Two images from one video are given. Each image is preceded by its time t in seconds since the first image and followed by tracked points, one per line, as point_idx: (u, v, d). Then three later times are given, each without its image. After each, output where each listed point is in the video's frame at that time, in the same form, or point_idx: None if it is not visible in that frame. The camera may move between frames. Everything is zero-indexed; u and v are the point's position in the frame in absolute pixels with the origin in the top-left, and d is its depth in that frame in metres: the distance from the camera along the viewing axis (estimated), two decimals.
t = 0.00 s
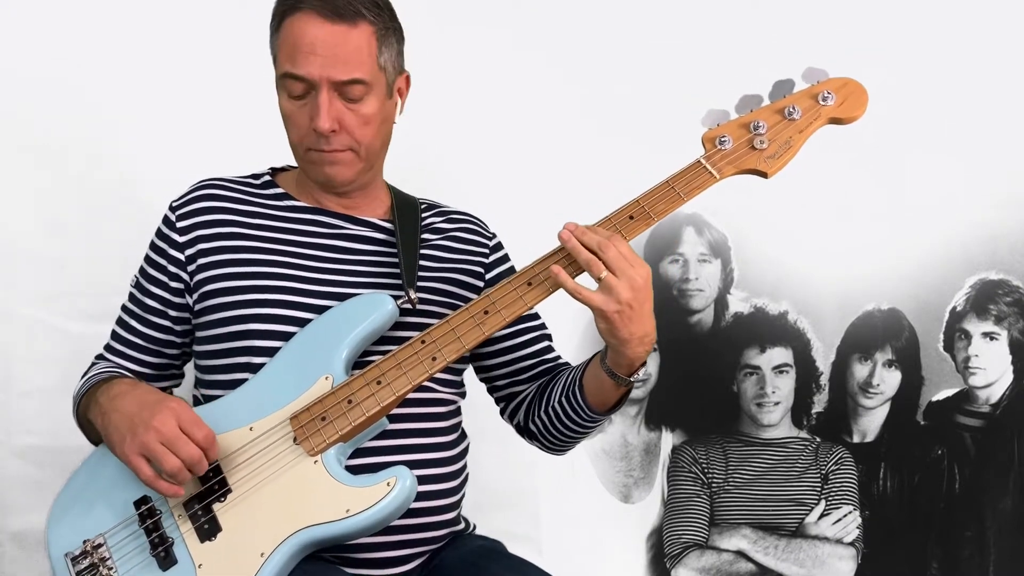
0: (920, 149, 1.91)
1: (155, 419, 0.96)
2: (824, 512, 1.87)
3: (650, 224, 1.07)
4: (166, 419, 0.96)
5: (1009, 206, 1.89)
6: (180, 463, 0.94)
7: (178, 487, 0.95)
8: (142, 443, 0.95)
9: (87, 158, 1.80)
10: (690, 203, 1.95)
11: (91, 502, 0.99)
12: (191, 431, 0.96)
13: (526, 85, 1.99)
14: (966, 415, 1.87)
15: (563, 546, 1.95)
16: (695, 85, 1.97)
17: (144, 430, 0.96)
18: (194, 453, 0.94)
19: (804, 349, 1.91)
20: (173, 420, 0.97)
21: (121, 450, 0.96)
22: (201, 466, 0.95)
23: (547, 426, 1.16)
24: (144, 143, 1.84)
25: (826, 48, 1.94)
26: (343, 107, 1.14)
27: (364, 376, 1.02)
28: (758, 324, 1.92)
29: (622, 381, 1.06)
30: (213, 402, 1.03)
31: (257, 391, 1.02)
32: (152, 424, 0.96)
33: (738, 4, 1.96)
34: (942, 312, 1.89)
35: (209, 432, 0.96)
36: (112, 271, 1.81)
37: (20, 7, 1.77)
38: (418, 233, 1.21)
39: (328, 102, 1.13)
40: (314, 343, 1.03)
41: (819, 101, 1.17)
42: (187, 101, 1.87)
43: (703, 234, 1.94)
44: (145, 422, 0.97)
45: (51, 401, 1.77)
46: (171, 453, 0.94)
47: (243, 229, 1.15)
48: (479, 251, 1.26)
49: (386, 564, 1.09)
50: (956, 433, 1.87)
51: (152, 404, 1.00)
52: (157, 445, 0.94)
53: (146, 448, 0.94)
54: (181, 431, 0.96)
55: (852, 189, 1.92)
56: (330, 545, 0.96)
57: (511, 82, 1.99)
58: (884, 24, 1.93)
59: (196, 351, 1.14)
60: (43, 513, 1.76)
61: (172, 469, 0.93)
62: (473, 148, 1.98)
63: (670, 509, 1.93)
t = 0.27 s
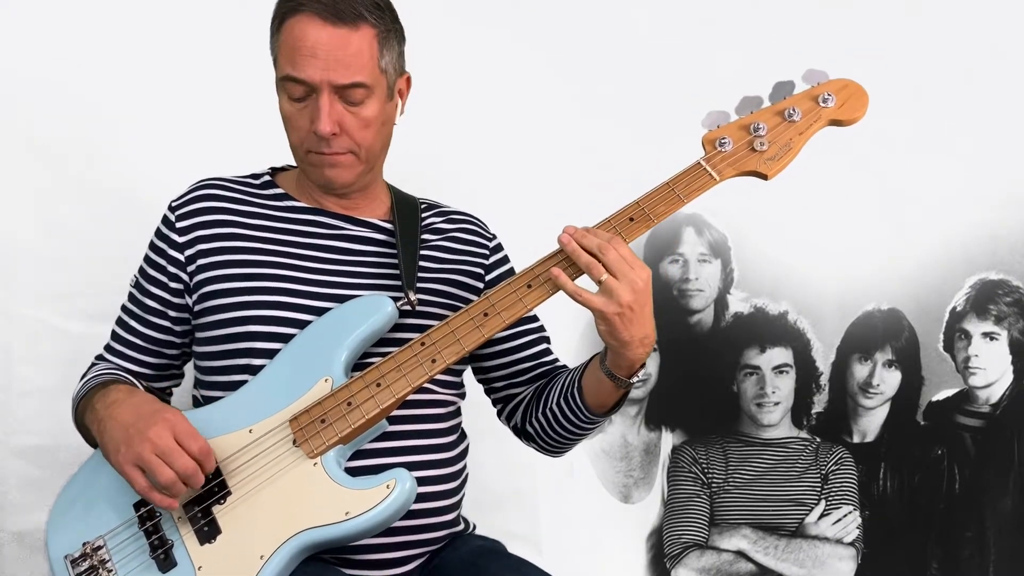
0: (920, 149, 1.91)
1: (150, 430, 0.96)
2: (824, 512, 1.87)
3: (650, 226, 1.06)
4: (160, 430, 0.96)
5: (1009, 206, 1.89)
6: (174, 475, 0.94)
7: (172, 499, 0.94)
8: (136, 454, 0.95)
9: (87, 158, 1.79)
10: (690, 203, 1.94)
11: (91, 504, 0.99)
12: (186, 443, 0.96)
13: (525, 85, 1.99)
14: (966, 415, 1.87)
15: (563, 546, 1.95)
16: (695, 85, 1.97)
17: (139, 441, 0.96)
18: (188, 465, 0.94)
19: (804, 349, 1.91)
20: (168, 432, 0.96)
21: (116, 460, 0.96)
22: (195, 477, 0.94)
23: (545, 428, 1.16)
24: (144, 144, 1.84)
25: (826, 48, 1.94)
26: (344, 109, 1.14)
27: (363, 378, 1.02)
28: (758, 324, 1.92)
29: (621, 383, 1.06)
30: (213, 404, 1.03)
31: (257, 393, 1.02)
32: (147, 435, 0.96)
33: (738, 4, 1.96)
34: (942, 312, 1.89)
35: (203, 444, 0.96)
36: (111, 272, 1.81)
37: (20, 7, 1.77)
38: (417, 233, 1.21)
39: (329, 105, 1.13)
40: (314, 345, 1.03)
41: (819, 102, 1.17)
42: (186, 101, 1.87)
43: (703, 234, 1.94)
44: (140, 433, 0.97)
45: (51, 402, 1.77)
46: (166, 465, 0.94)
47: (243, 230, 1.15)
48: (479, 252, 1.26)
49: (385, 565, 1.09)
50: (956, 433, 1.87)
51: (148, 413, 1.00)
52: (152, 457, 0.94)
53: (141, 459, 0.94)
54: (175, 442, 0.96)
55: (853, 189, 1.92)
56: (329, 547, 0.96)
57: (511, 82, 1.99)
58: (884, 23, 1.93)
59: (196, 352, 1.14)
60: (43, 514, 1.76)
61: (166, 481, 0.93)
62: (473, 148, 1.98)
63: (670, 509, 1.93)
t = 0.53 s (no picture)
0: (920, 150, 1.91)
1: (147, 437, 0.96)
2: (824, 512, 1.87)
3: (652, 228, 1.07)
4: (157, 438, 0.96)
5: (1008, 206, 1.89)
6: (171, 483, 0.93)
7: (168, 508, 0.94)
8: (134, 462, 0.95)
9: (87, 159, 1.79)
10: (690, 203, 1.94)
11: (91, 504, 0.99)
12: (184, 451, 0.95)
13: (525, 85, 1.99)
14: (966, 415, 1.87)
15: (563, 546, 1.95)
16: (695, 85, 1.97)
17: (137, 449, 0.96)
18: (186, 472, 0.94)
19: (804, 349, 1.91)
20: (165, 439, 0.96)
21: (115, 466, 0.96)
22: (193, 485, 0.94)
23: (544, 429, 1.16)
24: (144, 144, 1.84)
25: (826, 48, 1.94)
26: (349, 110, 1.14)
27: (364, 379, 1.02)
28: (758, 324, 1.92)
29: (622, 384, 1.06)
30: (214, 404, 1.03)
31: (257, 394, 1.02)
32: (145, 443, 0.95)
33: (738, 3, 1.96)
34: (942, 312, 1.89)
35: (201, 451, 0.96)
36: (111, 272, 1.81)
37: (20, 7, 1.77)
38: (418, 233, 1.21)
39: (333, 105, 1.13)
40: (315, 346, 1.03)
41: (822, 104, 1.17)
42: (186, 101, 1.87)
43: (703, 234, 1.94)
44: (137, 440, 0.96)
45: (51, 402, 1.77)
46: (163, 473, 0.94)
47: (244, 229, 1.14)
48: (480, 252, 1.26)
49: (385, 565, 1.09)
50: (956, 433, 1.87)
51: (146, 419, 0.99)
52: (149, 465, 0.93)
53: (138, 467, 0.94)
54: (173, 450, 0.96)
55: (853, 189, 1.92)
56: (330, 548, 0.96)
57: (511, 82, 1.99)
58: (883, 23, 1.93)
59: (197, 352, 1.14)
60: (43, 514, 1.76)
61: (163, 489, 0.93)
62: (473, 148, 1.98)
63: (670, 509, 1.92)
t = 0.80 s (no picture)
0: (920, 150, 1.91)
1: (150, 439, 0.96)
2: (824, 512, 1.87)
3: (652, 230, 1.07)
4: (160, 439, 0.96)
5: (1008, 206, 1.89)
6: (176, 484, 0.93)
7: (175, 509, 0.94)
8: (137, 464, 0.94)
9: (87, 159, 1.79)
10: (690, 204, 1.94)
11: (91, 505, 0.99)
12: (187, 452, 0.95)
13: (525, 85, 1.99)
14: (966, 415, 1.87)
15: (563, 546, 1.95)
16: (695, 85, 1.97)
17: (141, 452, 0.95)
18: (191, 473, 0.94)
19: (804, 349, 1.91)
20: (168, 441, 0.96)
21: (119, 471, 0.96)
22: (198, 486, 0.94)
23: (542, 431, 1.16)
24: (144, 144, 1.83)
25: (826, 49, 1.94)
26: (368, 105, 1.15)
27: (364, 381, 1.02)
28: (758, 324, 1.92)
29: (620, 386, 1.05)
30: (214, 405, 1.03)
31: (258, 395, 1.02)
32: (148, 446, 0.95)
33: (738, 3, 1.96)
34: (942, 312, 1.89)
35: (204, 451, 0.96)
36: (111, 273, 1.81)
37: (20, 7, 1.76)
38: (419, 234, 1.21)
39: (353, 101, 1.13)
40: (315, 348, 1.03)
41: (823, 106, 1.17)
42: (186, 101, 1.87)
43: (703, 234, 1.94)
44: (139, 442, 0.96)
45: (51, 402, 1.77)
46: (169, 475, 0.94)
47: (245, 230, 1.14)
48: (481, 253, 1.26)
49: (386, 566, 1.09)
50: (956, 433, 1.87)
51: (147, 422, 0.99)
52: (152, 467, 0.93)
53: (144, 470, 0.94)
54: (176, 451, 0.96)
55: (853, 189, 1.92)
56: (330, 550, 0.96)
57: (511, 82, 1.99)
58: (883, 24, 1.92)
59: (197, 352, 1.14)
60: (43, 514, 1.76)
61: (170, 491, 0.93)
62: (473, 148, 1.98)
63: (670, 509, 1.92)
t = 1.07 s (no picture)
0: (920, 150, 1.91)
1: (156, 425, 0.96)
2: (824, 513, 1.87)
3: (650, 227, 1.06)
4: (166, 424, 0.96)
5: (1008, 206, 1.89)
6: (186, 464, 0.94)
7: (186, 488, 0.94)
8: (146, 449, 0.94)
9: (86, 159, 1.79)
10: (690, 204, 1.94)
11: (91, 505, 0.99)
12: (194, 434, 0.96)
13: (525, 85, 1.99)
14: (966, 415, 1.87)
15: (563, 546, 1.95)
16: (695, 85, 1.97)
17: (146, 438, 0.96)
18: (200, 453, 0.94)
19: (804, 349, 1.91)
20: (174, 426, 0.97)
21: (127, 459, 0.96)
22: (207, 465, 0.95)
23: (542, 428, 1.17)
24: (144, 144, 1.83)
25: (826, 49, 1.94)
26: (408, 98, 1.19)
27: (363, 380, 1.02)
28: (758, 324, 1.92)
29: (620, 383, 1.06)
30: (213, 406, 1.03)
31: (257, 395, 1.02)
32: (154, 431, 0.95)
33: (738, 4, 1.96)
34: (942, 312, 1.89)
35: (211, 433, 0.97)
36: (111, 273, 1.81)
37: (20, 7, 1.77)
38: (417, 232, 1.21)
39: (398, 92, 1.18)
40: (314, 347, 1.03)
41: (821, 102, 1.17)
42: (186, 101, 1.87)
43: (703, 234, 1.94)
44: (145, 429, 0.97)
45: (50, 402, 1.77)
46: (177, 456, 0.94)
47: (242, 231, 1.14)
48: (479, 251, 1.26)
49: (386, 566, 1.09)
50: (956, 433, 1.87)
51: (151, 411, 0.99)
52: (161, 449, 0.94)
53: (150, 454, 0.94)
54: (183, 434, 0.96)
55: (853, 189, 1.92)
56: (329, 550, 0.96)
57: (511, 82, 1.99)
58: (883, 23, 1.92)
59: (195, 354, 1.14)
60: (42, 513, 1.76)
61: (179, 471, 0.93)
62: (472, 148, 1.98)
63: (670, 509, 1.92)
